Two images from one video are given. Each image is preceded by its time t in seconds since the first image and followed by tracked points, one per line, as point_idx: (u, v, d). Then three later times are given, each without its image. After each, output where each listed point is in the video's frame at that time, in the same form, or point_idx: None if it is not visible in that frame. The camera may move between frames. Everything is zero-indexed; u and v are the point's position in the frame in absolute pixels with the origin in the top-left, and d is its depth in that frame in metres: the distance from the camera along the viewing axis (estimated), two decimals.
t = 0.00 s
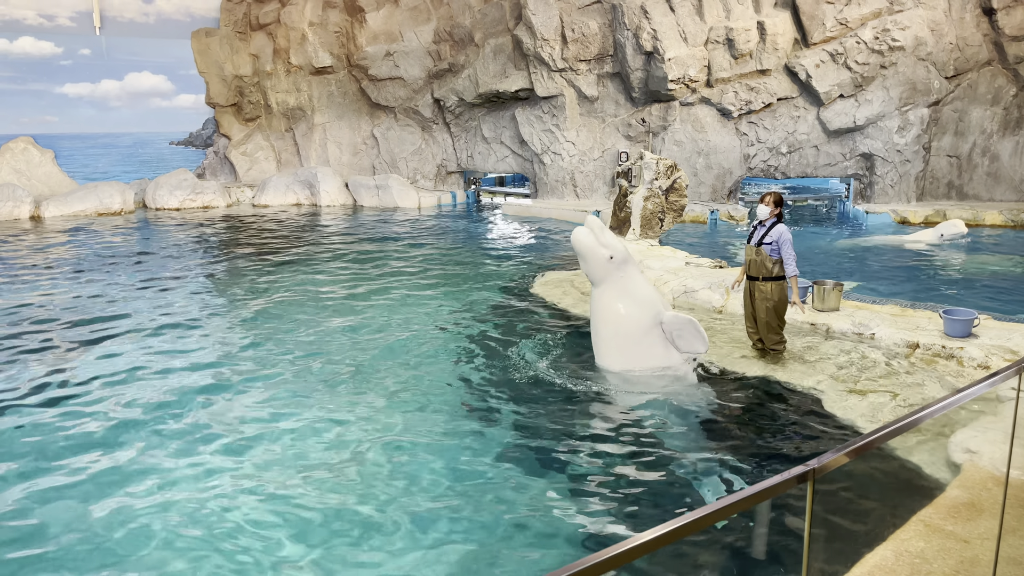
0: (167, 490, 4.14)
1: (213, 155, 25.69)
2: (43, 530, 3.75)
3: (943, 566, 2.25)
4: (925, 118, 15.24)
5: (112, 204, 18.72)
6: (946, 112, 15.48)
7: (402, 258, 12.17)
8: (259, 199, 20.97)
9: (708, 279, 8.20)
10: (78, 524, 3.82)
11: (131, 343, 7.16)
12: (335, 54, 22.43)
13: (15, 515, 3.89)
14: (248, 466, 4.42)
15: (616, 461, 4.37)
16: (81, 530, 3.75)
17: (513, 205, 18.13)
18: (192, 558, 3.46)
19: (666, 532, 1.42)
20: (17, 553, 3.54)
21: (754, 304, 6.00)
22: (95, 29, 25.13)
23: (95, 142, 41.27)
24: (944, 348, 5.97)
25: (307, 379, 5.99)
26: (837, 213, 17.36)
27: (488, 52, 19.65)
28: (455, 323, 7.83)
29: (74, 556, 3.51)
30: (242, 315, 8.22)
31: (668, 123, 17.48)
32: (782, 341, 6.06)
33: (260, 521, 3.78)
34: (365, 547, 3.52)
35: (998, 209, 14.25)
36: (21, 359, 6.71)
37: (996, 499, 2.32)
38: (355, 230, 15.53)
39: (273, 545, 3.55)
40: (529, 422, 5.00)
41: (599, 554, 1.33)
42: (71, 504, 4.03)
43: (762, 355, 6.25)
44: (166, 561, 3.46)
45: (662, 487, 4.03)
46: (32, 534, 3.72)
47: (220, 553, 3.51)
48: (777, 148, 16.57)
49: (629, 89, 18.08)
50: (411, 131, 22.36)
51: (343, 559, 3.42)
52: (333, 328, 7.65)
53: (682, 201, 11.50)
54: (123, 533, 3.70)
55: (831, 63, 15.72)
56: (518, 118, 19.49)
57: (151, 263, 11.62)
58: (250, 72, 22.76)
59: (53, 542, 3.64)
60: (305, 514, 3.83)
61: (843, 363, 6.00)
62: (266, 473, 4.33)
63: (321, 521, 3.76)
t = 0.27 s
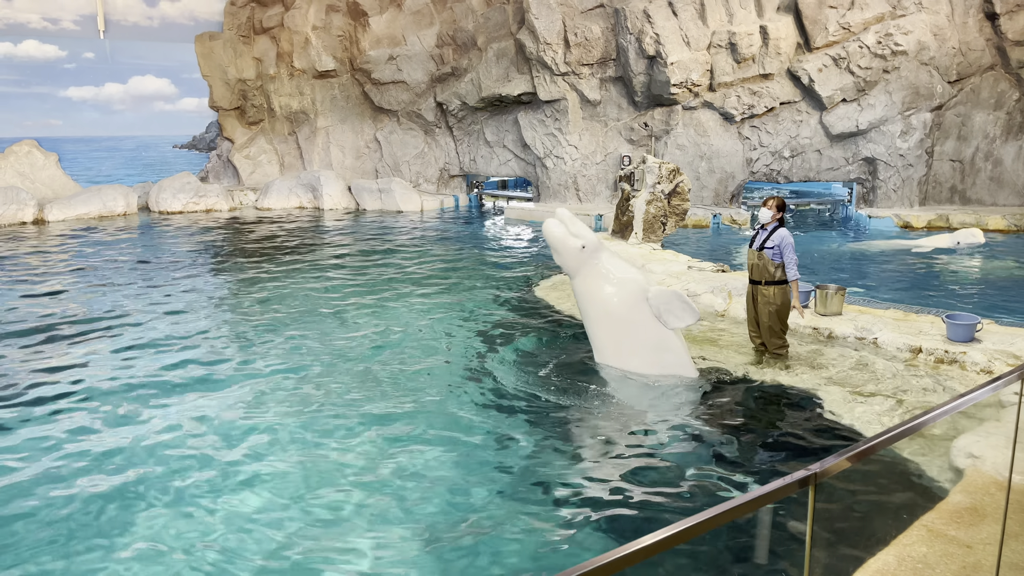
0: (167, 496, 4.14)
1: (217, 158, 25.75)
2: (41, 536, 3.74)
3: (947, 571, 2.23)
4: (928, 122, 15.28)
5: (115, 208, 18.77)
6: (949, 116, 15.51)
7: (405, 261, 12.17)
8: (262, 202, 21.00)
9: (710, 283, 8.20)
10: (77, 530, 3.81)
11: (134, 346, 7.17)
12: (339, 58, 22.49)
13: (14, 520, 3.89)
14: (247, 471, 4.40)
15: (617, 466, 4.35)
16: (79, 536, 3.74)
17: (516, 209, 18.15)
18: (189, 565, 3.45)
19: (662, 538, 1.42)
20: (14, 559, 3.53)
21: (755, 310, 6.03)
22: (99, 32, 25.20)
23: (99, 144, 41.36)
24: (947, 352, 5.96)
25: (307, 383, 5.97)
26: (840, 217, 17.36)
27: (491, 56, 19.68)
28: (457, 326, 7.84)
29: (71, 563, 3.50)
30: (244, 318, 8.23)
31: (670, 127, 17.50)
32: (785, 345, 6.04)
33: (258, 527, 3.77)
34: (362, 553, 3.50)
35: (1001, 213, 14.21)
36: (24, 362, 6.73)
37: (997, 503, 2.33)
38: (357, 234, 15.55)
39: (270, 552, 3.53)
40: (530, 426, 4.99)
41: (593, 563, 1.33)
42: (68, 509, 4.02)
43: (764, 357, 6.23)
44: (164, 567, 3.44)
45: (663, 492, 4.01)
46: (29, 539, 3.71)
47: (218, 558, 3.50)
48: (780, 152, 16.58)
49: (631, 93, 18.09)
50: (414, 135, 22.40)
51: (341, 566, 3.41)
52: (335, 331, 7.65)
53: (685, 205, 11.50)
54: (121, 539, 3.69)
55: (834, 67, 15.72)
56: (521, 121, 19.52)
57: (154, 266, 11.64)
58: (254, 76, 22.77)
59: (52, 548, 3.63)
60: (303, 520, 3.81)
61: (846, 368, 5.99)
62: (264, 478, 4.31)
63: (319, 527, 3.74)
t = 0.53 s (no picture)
0: (169, 498, 4.13)
1: (220, 160, 25.79)
2: (43, 537, 3.73)
3: None
4: (932, 126, 15.28)
5: (119, 210, 18.81)
6: (952, 119, 15.56)
7: (408, 263, 12.18)
8: (265, 205, 21.04)
9: (713, 286, 8.19)
10: (79, 531, 3.80)
11: (137, 348, 7.19)
12: (342, 61, 22.52)
13: (15, 521, 3.88)
14: (249, 473, 4.40)
15: (619, 469, 4.34)
16: (81, 537, 3.73)
17: (519, 212, 18.17)
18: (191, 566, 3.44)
19: (666, 540, 1.42)
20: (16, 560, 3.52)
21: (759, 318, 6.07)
22: (102, 34, 25.23)
23: (103, 147, 41.47)
24: (950, 356, 5.95)
25: (310, 386, 5.97)
26: (843, 220, 17.34)
27: (494, 59, 19.69)
28: (459, 328, 7.85)
29: (72, 563, 3.49)
30: (248, 320, 8.24)
31: (673, 130, 17.50)
32: (788, 350, 5.99)
33: (260, 528, 3.76)
34: (364, 554, 3.50)
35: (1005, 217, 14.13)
36: (28, 363, 6.74)
37: (1001, 507, 2.31)
38: (361, 236, 15.57)
39: (271, 553, 3.52)
40: (532, 429, 4.99)
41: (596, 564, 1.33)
42: (70, 510, 4.01)
43: (767, 363, 6.17)
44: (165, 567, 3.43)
45: (665, 495, 4.00)
46: (31, 540, 3.70)
47: (221, 560, 3.50)
48: (783, 156, 16.59)
49: (634, 96, 18.09)
50: (417, 137, 22.42)
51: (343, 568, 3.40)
52: (339, 333, 7.66)
53: (688, 208, 11.41)
54: (122, 540, 3.68)
55: (837, 71, 15.69)
56: (524, 124, 19.54)
57: (157, 268, 11.66)
58: (257, 78, 22.80)
59: (53, 548, 3.62)
60: (305, 522, 3.81)
61: (849, 371, 5.98)
62: (266, 480, 4.30)
63: (321, 528, 3.73)
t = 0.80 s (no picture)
0: (174, 498, 4.14)
1: (224, 161, 25.82)
2: (49, 537, 3.73)
3: None
4: (935, 127, 15.30)
5: (123, 210, 18.86)
6: (956, 121, 15.54)
7: (411, 264, 12.18)
8: (269, 205, 21.09)
9: (716, 287, 8.18)
10: (83, 530, 3.82)
11: (142, 347, 7.21)
12: (345, 62, 22.54)
13: (21, 522, 3.89)
14: (254, 472, 4.42)
15: (623, 471, 4.34)
16: (86, 537, 3.73)
17: (522, 213, 18.19)
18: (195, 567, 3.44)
19: (673, 541, 1.43)
20: (22, 561, 3.53)
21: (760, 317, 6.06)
22: (106, 34, 25.25)
23: (107, 147, 41.55)
24: (954, 358, 5.94)
25: (314, 386, 5.97)
26: (847, 222, 17.33)
27: (498, 60, 19.70)
28: (462, 329, 7.86)
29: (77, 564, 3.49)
30: (252, 321, 8.25)
31: (676, 131, 17.49)
32: (790, 351, 6.04)
33: (264, 529, 3.76)
34: (369, 557, 3.50)
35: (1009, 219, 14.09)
36: (33, 363, 6.76)
37: (1006, 510, 2.28)
38: (364, 237, 15.59)
39: (276, 555, 3.52)
40: (536, 430, 4.99)
41: (603, 564, 1.34)
42: (75, 510, 4.02)
43: (771, 364, 6.21)
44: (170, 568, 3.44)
45: (670, 497, 3.99)
46: (37, 541, 3.71)
47: (225, 560, 3.51)
48: (786, 157, 16.59)
49: (637, 97, 18.08)
50: (420, 138, 22.41)
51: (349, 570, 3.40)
52: (342, 334, 7.67)
53: (691, 210, 11.52)
54: (127, 540, 3.69)
55: (841, 72, 15.67)
56: (527, 125, 19.55)
57: (160, 268, 11.68)
58: (261, 79, 22.83)
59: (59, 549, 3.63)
60: (309, 522, 3.81)
61: (852, 373, 5.98)
62: (270, 480, 4.30)
63: (326, 530, 3.73)
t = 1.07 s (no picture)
0: (177, 496, 4.15)
1: (227, 160, 25.85)
2: (52, 537, 3.74)
3: None
4: (940, 127, 15.21)
5: (127, 209, 18.89)
6: (961, 121, 15.44)
7: (415, 264, 12.17)
8: (272, 204, 21.11)
9: (720, 287, 8.16)
10: (87, 528, 3.83)
11: (146, 346, 7.22)
12: (350, 61, 22.55)
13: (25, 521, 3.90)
14: (257, 471, 4.42)
15: (627, 471, 4.33)
16: (90, 537, 3.74)
17: (525, 213, 18.18)
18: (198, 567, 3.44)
19: (677, 540, 1.43)
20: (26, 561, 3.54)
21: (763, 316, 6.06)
22: (111, 34, 25.29)
23: (111, 146, 41.62)
24: (959, 359, 5.93)
25: (317, 385, 5.98)
26: (851, 222, 17.29)
27: (502, 60, 19.68)
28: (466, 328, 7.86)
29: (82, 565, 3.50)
30: (256, 319, 8.27)
31: (681, 131, 17.46)
32: (795, 352, 6.07)
33: (268, 529, 3.76)
34: (373, 558, 3.50)
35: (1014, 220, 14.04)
36: (37, 361, 6.78)
37: (1011, 512, 2.24)
38: (367, 236, 15.59)
39: (279, 556, 3.53)
40: (539, 430, 4.99)
41: (607, 565, 1.34)
42: (79, 508, 4.03)
43: (775, 364, 6.22)
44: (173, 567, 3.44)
45: (674, 497, 3.98)
46: (40, 541, 3.72)
47: (227, 560, 3.51)
48: (790, 157, 16.56)
49: (641, 97, 18.05)
50: (424, 138, 22.39)
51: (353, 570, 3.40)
52: (346, 332, 7.68)
53: (695, 210, 11.32)
54: (130, 540, 3.70)
55: (846, 72, 15.64)
56: (531, 125, 19.54)
57: (164, 267, 11.69)
58: (265, 78, 22.86)
59: (63, 549, 3.64)
60: (313, 522, 3.81)
61: (856, 373, 5.97)
62: (273, 479, 4.31)
63: (330, 530, 3.74)
